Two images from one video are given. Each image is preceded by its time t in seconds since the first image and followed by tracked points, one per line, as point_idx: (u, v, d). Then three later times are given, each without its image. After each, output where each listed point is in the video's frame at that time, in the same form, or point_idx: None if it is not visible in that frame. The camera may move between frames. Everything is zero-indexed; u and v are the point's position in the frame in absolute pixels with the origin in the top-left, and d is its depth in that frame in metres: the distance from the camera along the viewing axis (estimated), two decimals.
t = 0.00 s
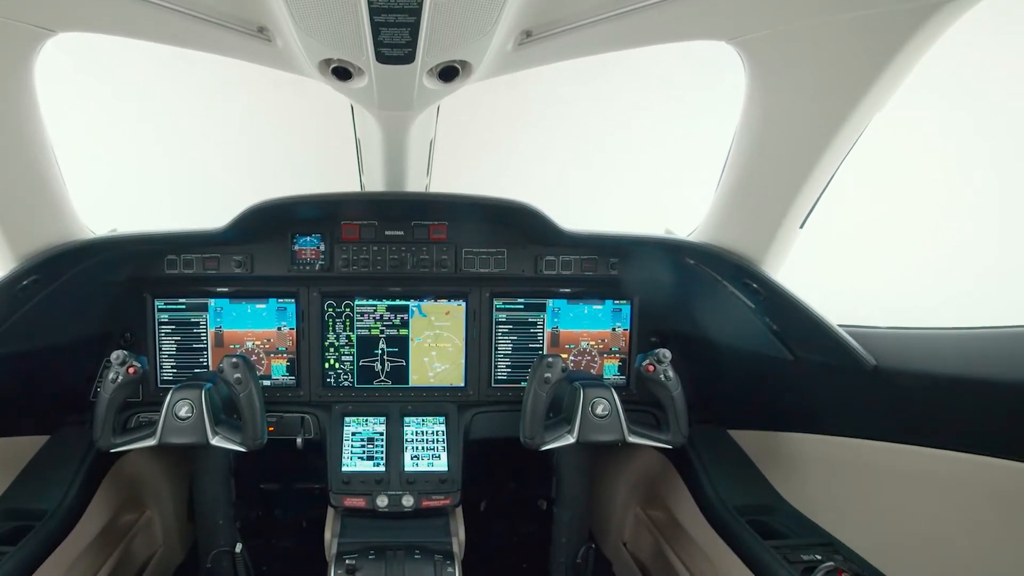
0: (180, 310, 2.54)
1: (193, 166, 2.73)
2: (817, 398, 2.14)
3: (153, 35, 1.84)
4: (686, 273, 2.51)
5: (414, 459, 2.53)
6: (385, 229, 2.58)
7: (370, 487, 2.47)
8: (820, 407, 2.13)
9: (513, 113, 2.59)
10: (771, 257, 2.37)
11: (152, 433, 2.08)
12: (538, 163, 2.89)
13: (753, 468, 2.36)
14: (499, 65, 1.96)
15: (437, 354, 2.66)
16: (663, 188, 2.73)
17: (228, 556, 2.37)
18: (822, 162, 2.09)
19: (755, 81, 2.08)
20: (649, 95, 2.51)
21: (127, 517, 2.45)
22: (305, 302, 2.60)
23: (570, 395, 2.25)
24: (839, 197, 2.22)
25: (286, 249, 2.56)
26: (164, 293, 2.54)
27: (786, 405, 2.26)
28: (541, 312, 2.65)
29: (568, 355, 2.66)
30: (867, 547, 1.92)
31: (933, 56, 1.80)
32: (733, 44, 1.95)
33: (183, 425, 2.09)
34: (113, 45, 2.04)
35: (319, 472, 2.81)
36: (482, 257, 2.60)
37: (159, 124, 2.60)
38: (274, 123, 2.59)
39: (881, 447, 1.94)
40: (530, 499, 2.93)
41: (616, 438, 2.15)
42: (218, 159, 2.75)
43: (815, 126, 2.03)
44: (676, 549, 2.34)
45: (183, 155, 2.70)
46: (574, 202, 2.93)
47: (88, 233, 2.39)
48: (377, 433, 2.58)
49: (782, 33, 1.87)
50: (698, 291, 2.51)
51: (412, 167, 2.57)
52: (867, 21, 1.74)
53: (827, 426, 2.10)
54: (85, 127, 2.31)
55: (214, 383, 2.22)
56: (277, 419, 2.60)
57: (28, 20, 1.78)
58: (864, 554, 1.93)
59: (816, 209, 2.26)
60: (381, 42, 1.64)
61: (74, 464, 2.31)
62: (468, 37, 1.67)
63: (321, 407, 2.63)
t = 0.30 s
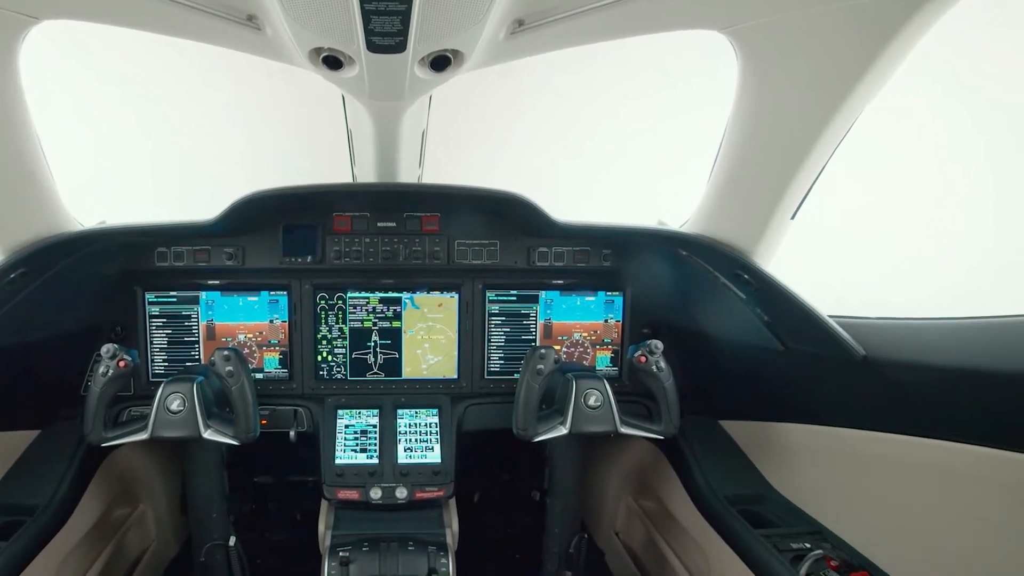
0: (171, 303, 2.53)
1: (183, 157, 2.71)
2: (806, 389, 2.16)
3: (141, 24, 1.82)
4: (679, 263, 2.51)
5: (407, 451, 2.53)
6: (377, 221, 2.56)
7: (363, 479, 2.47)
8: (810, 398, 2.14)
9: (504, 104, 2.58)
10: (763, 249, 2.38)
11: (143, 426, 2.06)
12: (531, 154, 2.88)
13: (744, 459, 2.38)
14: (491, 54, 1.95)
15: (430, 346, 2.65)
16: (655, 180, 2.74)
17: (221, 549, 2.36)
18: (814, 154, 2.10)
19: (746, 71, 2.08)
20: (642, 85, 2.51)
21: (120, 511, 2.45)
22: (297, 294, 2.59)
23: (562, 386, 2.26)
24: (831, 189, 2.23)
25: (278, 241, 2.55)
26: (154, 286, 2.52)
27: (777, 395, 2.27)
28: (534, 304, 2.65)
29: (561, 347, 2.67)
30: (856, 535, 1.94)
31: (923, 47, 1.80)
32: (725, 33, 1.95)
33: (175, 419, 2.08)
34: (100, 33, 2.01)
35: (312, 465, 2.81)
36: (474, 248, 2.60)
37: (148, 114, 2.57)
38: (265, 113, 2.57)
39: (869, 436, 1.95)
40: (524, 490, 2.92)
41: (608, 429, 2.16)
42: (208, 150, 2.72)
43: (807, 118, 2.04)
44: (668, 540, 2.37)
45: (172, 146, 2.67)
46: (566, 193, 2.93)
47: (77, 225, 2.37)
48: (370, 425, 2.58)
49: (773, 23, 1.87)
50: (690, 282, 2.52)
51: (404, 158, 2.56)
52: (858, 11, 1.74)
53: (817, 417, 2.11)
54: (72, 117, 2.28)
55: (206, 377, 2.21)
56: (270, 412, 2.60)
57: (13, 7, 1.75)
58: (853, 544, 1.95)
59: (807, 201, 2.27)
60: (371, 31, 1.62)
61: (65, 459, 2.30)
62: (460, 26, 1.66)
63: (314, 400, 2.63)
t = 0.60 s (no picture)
0: (163, 297, 2.52)
1: (174, 150, 2.69)
2: (799, 382, 2.17)
3: (130, 13, 1.80)
4: (672, 256, 2.51)
5: (402, 445, 2.53)
6: (370, 214, 2.55)
7: (357, 473, 2.47)
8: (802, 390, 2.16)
9: (497, 96, 2.58)
10: (756, 243, 2.39)
11: (138, 422, 2.06)
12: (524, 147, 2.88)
13: (737, 451, 2.40)
14: (484, 45, 1.94)
15: (424, 339, 2.65)
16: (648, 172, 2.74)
17: (216, 544, 2.36)
18: (806, 147, 2.11)
19: (740, 64, 2.08)
20: (635, 77, 2.51)
21: (114, 507, 2.46)
22: (290, 288, 2.58)
23: (556, 379, 2.26)
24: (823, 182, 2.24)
25: (271, 234, 2.53)
26: (146, 280, 2.51)
27: (769, 388, 2.29)
28: (528, 297, 2.65)
29: (554, 340, 2.67)
30: (848, 527, 1.95)
31: (914, 39, 1.81)
32: (718, 25, 1.95)
33: (168, 414, 2.07)
34: (88, 22, 1.99)
35: (306, 459, 2.81)
36: (468, 241, 2.60)
37: (138, 106, 2.55)
38: (257, 105, 2.56)
39: (861, 427, 1.96)
40: (518, 483, 2.95)
41: (601, 421, 2.16)
42: (199, 142, 2.70)
43: (801, 111, 2.04)
44: (661, 531, 2.40)
45: (163, 138, 2.65)
46: (560, 186, 2.93)
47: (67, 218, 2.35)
48: (365, 419, 2.57)
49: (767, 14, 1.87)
50: (683, 274, 2.53)
51: (398, 150, 2.55)
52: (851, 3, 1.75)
53: (808, 409, 2.13)
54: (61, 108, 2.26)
55: (199, 371, 2.20)
56: (263, 407, 2.59)
57: None
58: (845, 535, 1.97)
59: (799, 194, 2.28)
60: (363, 21, 1.61)
61: (57, 455, 2.29)
62: (452, 17, 1.65)
63: (307, 394, 2.62)
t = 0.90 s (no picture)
0: (154, 291, 2.50)
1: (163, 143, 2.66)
2: (789, 374, 2.18)
3: (116, 3, 1.77)
4: (665, 249, 2.52)
5: (395, 439, 2.53)
6: (362, 207, 2.54)
7: (351, 467, 2.47)
8: (792, 381, 2.17)
9: (490, 88, 2.57)
10: (747, 235, 2.40)
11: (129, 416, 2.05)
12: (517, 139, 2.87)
13: (729, 443, 2.42)
14: (476, 37, 1.93)
15: (417, 333, 2.65)
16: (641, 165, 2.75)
17: (210, 539, 2.35)
18: (798, 138, 2.11)
19: (732, 57, 2.09)
20: (627, 68, 2.50)
21: (107, 503, 2.45)
22: (282, 282, 2.56)
23: (548, 372, 2.27)
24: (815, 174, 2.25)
25: (262, 229, 2.52)
26: (136, 275, 2.49)
27: (760, 380, 2.30)
28: (520, 291, 2.66)
29: (547, 333, 2.68)
30: (838, 517, 1.97)
31: (904, 31, 1.81)
32: (710, 17, 1.95)
33: (160, 409, 2.06)
34: (74, 12, 1.96)
35: (299, 453, 2.81)
36: (460, 234, 2.59)
37: (124, 98, 2.52)
38: (247, 96, 2.54)
39: (850, 418, 1.98)
40: (512, 476, 2.95)
41: (594, 414, 2.17)
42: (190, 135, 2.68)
43: (792, 104, 2.04)
44: (654, 523, 2.42)
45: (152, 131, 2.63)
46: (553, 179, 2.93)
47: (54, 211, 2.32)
48: (358, 413, 2.57)
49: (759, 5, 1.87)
50: (676, 266, 2.53)
51: (390, 143, 2.53)
52: None
53: (799, 401, 2.14)
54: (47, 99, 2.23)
55: (191, 366, 2.19)
56: (256, 401, 2.58)
57: None
58: (833, 523, 1.99)
59: (790, 187, 2.29)
60: (354, 12, 1.60)
61: (48, 451, 2.27)
62: (443, 7, 1.64)
63: (300, 388, 2.62)
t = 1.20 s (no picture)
0: (146, 286, 2.48)
1: (154, 135, 2.64)
2: (781, 366, 2.19)
3: None
4: (660, 242, 2.53)
5: (390, 433, 2.53)
6: (356, 200, 2.53)
7: (345, 461, 2.47)
8: (784, 372, 2.19)
9: (484, 80, 2.56)
10: (740, 228, 2.41)
11: (121, 412, 2.04)
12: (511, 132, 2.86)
13: (722, 435, 2.43)
14: (468, 28, 1.92)
15: (410, 327, 2.65)
16: (635, 157, 2.75)
17: (204, 534, 2.34)
18: (792, 130, 2.11)
19: (726, 48, 2.08)
20: (621, 59, 2.50)
21: (100, 499, 2.44)
22: (275, 276, 2.55)
23: (542, 365, 2.27)
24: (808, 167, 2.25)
25: (255, 223, 2.50)
26: (128, 270, 2.47)
27: (753, 372, 2.31)
28: (514, 284, 2.66)
29: (541, 327, 2.68)
30: (830, 509, 1.98)
31: (897, 24, 1.81)
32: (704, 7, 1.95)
33: (152, 404, 2.05)
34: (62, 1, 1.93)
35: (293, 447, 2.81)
36: (454, 228, 2.58)
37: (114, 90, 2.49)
38: (239, 86, 2.52)
39: (845, 410, 1.98)
40: (506, 469, 2.96)
41: (588, 407, 2.18)
42: (182, 127, 2.66)
43: (786, 97, 2.05)
44: (647, 516, 2.44)
45: (143, 123, 2.60)
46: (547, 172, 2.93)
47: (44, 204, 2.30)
48: (352, 407, 2.57)
49: None
50: (669, 259, 2.54)
51: (383, 135, 2.52)
52: None
53: (792, 393, 2.16)
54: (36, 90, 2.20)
55: (184, 361, 2.17)
56: (249, 396, 2.57)
57: None
58: (824, 515, 2.00)
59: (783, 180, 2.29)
60: (346, 2, 1.59)
61: (40, 446, 2.26)
62: None
63: (294, 382, 2.61)
